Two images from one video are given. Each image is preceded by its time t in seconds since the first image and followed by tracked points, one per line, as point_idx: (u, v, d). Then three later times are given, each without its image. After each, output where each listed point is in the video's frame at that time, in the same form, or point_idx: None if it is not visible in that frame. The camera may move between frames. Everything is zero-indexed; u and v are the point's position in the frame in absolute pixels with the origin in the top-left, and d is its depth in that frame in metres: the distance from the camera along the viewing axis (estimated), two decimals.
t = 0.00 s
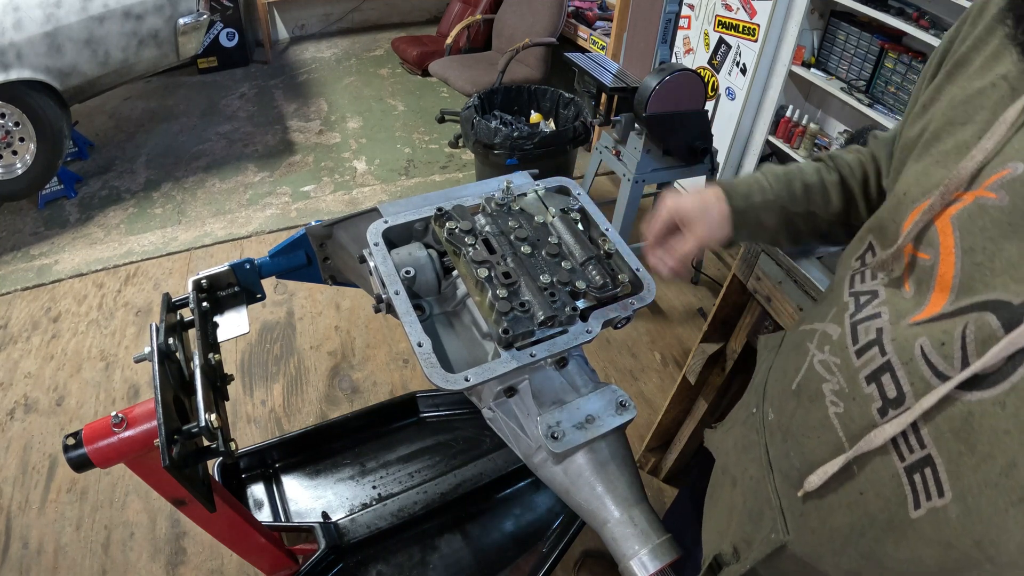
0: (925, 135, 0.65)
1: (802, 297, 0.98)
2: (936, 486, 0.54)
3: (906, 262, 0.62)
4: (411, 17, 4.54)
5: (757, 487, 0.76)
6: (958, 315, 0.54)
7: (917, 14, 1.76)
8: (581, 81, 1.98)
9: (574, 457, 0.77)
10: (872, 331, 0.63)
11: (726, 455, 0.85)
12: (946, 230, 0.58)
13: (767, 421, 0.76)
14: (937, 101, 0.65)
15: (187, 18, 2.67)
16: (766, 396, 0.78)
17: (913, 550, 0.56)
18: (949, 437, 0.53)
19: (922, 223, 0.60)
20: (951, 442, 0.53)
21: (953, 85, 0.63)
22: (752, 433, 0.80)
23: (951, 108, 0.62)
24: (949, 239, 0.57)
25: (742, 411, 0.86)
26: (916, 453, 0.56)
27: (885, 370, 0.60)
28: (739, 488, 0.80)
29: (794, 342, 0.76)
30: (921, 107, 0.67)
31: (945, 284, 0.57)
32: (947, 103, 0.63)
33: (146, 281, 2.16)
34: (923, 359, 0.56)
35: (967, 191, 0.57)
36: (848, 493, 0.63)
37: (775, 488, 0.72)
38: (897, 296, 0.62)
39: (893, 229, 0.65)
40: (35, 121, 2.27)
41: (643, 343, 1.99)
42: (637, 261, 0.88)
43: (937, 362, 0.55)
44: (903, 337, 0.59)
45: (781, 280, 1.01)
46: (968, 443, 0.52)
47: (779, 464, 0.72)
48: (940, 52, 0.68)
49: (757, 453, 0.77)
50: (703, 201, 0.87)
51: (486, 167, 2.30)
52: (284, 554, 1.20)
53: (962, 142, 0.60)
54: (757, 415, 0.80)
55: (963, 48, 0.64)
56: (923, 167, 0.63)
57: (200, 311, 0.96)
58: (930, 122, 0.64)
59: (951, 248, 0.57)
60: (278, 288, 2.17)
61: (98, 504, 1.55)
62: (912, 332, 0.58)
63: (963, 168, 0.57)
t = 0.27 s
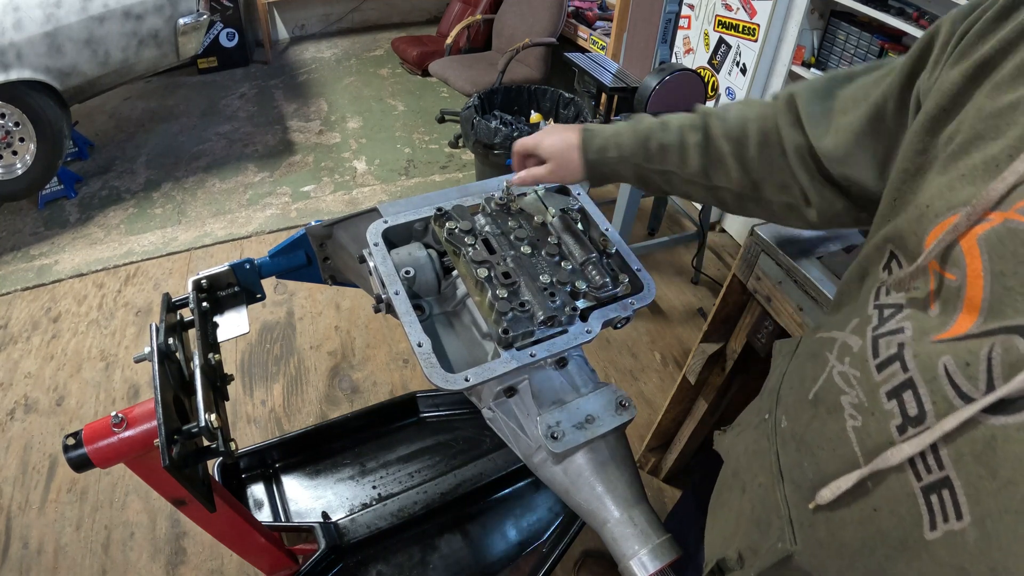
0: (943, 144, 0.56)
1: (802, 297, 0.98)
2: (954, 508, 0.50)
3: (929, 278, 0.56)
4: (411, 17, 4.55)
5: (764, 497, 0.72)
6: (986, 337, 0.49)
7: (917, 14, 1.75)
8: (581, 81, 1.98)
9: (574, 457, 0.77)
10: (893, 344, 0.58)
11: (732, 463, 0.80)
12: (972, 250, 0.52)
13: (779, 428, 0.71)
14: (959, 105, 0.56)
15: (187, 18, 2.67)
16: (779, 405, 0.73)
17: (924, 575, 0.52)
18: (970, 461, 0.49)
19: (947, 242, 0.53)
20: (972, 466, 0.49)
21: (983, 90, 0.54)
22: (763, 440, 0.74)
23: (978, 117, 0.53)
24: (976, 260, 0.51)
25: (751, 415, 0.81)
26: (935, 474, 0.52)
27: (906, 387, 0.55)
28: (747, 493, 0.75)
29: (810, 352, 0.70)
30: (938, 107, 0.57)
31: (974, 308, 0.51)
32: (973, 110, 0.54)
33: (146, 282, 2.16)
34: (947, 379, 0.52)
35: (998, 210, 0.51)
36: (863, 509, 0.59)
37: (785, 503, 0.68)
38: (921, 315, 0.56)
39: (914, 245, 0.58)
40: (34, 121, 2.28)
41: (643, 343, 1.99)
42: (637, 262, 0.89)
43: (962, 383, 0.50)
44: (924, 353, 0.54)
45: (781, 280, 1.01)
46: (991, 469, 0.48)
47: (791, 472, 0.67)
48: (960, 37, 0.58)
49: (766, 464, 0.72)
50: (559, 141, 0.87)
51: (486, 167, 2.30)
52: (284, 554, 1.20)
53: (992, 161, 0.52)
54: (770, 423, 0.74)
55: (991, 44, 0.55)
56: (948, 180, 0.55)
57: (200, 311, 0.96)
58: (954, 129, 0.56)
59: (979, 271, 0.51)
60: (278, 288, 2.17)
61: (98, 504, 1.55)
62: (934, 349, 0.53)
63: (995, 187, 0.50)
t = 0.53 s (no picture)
0: (944, 155, 0.51)
1: (802, 297, 0.98)
2: (975, 539, 0.47)
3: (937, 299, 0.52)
4: (412, 17, 4.55)
5: (766, 518, 0.66)
6: (1007, 368, 0.45)
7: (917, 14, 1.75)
8: (581, 81, 1.98)
9: (574, 457, 0.77)
10: (904, 369, 0.53)
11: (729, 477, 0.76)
12: (986, 276, 0.47)
13: (783, 446, 0.65)
14: (959, 110, 0.51)
15: (187, 18, 2.68)
16: (780, 423, 0.68)
17: None
18: (990, 495, 0.46)
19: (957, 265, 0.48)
20: (994, 500, 0.45)
21: (985, 97, 0.49)
22: (763, 459, 0.69)
23: (983, 128, 0.48)
24: (991, 286, 0.47)
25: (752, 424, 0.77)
26: (953, 506, 0.48)
27: (921, 417, 0.51)
28: (750, 509, 0.69)
29: (812, 367, 0.64)
30: (933, 114, 0.52)
31: (989, 335, 0.47)
32: (976, 118, 0.49)
33: (147, 282, 2.16)
34: (965, 411, 0.47)
35: (1013, 231, 0.46)
36: (876, 536, 0.54)
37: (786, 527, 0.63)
38: (932, 340, 0.52)
39: (920, 261, 0.53)
40: (34, 121, 2.28)
41: (643, 343, 1.99)
42: (637, 261, 0.89)
43: (981, 417, 0.46)
44: (939, 383, 0.50)
45: (781, 281, 1.02)
46: (1013, 505, 0.44)
47: (796, 494, 0.62)
48: (956, 33, 0.52)
49: (766, 486, 0.67)
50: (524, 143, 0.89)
51: (486, 166, 2.30)
52: (283, 554, 1.20)
53: (1001, 177, 0.47)
54: (772, 442, 0.68)
55: (996, 41, 0.48)
56: (952, 194, 0.50)
57: (200, 311, 0.96)
58: (955, 138, 0.50)
59: (993, 298, 0.47)
60: (278, 288, 2.17)
61: (98, 504, 1.55)
62: (951, 376, 0.49)
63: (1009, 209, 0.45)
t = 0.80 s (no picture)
0: (944, 156, 0.51)
1: (802, 297, 0.98)
2: (980, 550, 0.47)
3: (938, 304, 0.51)
4: (412, 17, 4.55)
5: (769, 525, 0.66)
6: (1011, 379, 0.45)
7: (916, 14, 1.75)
8: (581, 81, 1.98)
9: (573, 457, 0.77)
10: (906, 378, 0.53)
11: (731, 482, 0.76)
12: (988, 282, 0.47)
13: (784, 453, 0.65)
14: (958, 110, 0.50)
15: (187, 18, 2.68)
16: (781, 429, 0.67)
17: None
18: (994, 506, 0.46)
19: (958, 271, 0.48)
20: (998, 511, 0.45)
21: (985, 96, 0.48)
22: (765, 466, 0.68)
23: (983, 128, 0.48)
24: (994, 293, 0.46)
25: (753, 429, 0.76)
26: (957, 517, 0.48)
27: (924, 427, 0.50)
28: (754, 516, 0.69)
29: (812, 373, 0.64)
30: (932, 113, 0.51)
31: (992, 342, 0.47)
32: (976, 118, 0.48)
33: (147, 282, 2.16)
34: (968, 422, 0.47)
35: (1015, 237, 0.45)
36: (880, 544, 0.54)
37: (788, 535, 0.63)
38: (934, 346, 0.51)
39: (920, 265, 0.53)
40: (35, 121, 2.28)
41: (643, 343, 1.99)
42: (637, 262, 0.89)
43: (984, 428, 0.46)
44: (942, 393, 0.49)
45: (781, 280, 1.02)
46: (1018, 516, 0.44)
47: (799, 502, 0.62)
48: (953, 31, 0.51)
49: (768, 492, 0.67)
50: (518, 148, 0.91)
51: (486, 166, 2.30)
52: (283, 554, 1.20)
53: (1002, 178, 0.46)
54: (772, 448, 0.68)
55: (995, 39, 0.48)
56: (952, 196, 0.49)
57: (200, 311, 0.96)
58: (955, 137, 0.50)
59: (996, 304, 0.46)
60: (278, 288, 2.17)
61: (98, 504, 1.55)
62: (954, 385, 0.48)
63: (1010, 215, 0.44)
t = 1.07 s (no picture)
0: (949, 156, 0.51)
1: (802, 297, 0.98)
2: (984, 554, 0.46)
3: (944, 304, 0.51)
4: (412, 17, 4.55)
5: (773, 528, 0.66)
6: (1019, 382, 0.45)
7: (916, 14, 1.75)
8: (581, 81, 1.98)
9: (574, 457, 0.76)
10: (912, 380, 0.52)
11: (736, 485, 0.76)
12: (994, 284, 0.46)
13: (789, 456, 0.65)
14: (966, 110, 0.50)
15: (187, 18, 2.68)
16: (784, 432, 0.67)
17: None
18: (1000, 510, 0.45)
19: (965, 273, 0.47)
20: (1004, 515, 0.45)
21: (992, 96, 0.48)
22: (770, 468, 0.68)
23: (989, 128, 0.48)
24: (1000, 295, 0.46)
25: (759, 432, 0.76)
26: (962, 521, 0.48)
27: (930, 430, 0.50)
28: (758, 518, 0.69)
29: (816, 374, 0.64)
30: (937, 113, 0.51)
31: (999, 344, 0.47)
32: (983, 118, 0.48)
33: (147, 282, 2.16)
34: (975, 425, 0.47)
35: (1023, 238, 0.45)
36: (884, 548, 0.54)
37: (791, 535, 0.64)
38: (940, 347, 0.51)
39: (925, 266, 0.53)
40: (35, 121, 2.28)
41: (644, 343, 1.99)
42: (637, 262, 0.89)
43: (991, 430, 0.46)
44: (947, 395, 0.49)
45: (781, 280, 1.02)
46: None
47: (803, 503, 0.62)
48: (958, 32, 0.51)
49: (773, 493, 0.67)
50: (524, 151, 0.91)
51: (486, 166, 2.30)
52: (283, 554, 1.20)
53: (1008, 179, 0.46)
54: (776, 450, 0.68)
55: (1001, 39, 0.48)
56: (958, 196, 0.49)
57: (200, 311, 0.96)
58: (962, 137, 0.50)
59: (1003, 306, 0.46)
60: (278, 288, 2.17)
61: (98, 504, 1.55)
62: (960, 387, 0.48)
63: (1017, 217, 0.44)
